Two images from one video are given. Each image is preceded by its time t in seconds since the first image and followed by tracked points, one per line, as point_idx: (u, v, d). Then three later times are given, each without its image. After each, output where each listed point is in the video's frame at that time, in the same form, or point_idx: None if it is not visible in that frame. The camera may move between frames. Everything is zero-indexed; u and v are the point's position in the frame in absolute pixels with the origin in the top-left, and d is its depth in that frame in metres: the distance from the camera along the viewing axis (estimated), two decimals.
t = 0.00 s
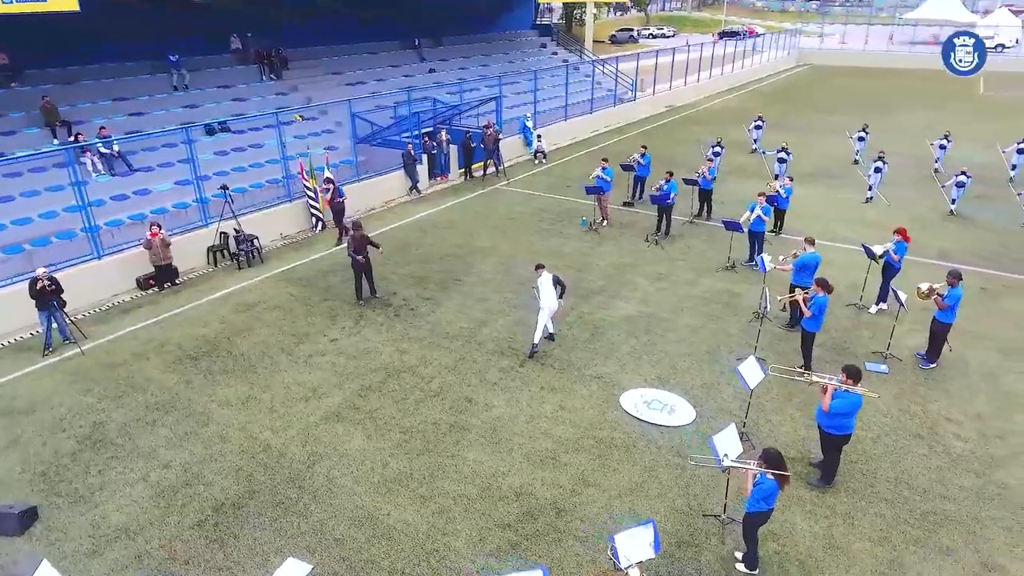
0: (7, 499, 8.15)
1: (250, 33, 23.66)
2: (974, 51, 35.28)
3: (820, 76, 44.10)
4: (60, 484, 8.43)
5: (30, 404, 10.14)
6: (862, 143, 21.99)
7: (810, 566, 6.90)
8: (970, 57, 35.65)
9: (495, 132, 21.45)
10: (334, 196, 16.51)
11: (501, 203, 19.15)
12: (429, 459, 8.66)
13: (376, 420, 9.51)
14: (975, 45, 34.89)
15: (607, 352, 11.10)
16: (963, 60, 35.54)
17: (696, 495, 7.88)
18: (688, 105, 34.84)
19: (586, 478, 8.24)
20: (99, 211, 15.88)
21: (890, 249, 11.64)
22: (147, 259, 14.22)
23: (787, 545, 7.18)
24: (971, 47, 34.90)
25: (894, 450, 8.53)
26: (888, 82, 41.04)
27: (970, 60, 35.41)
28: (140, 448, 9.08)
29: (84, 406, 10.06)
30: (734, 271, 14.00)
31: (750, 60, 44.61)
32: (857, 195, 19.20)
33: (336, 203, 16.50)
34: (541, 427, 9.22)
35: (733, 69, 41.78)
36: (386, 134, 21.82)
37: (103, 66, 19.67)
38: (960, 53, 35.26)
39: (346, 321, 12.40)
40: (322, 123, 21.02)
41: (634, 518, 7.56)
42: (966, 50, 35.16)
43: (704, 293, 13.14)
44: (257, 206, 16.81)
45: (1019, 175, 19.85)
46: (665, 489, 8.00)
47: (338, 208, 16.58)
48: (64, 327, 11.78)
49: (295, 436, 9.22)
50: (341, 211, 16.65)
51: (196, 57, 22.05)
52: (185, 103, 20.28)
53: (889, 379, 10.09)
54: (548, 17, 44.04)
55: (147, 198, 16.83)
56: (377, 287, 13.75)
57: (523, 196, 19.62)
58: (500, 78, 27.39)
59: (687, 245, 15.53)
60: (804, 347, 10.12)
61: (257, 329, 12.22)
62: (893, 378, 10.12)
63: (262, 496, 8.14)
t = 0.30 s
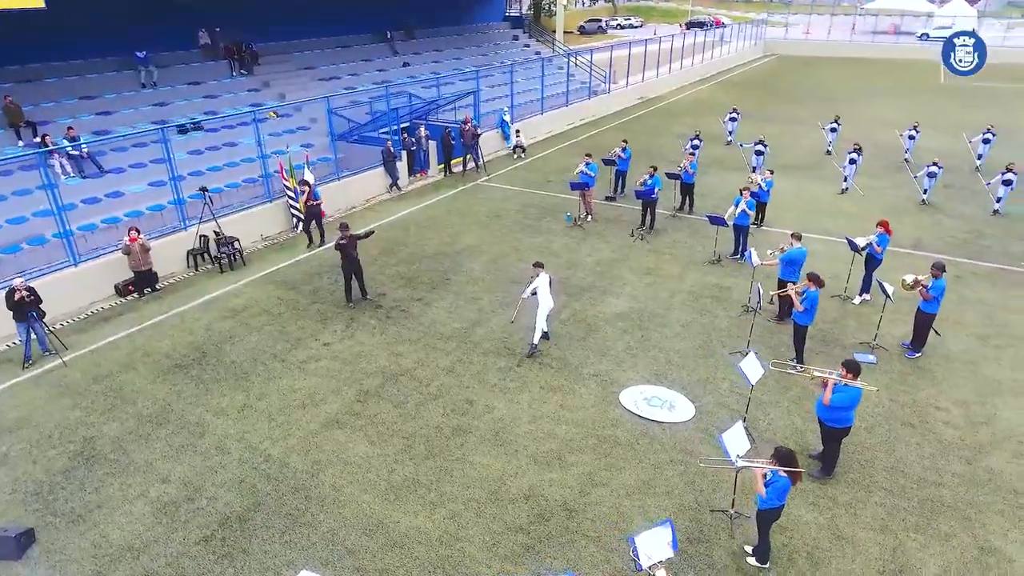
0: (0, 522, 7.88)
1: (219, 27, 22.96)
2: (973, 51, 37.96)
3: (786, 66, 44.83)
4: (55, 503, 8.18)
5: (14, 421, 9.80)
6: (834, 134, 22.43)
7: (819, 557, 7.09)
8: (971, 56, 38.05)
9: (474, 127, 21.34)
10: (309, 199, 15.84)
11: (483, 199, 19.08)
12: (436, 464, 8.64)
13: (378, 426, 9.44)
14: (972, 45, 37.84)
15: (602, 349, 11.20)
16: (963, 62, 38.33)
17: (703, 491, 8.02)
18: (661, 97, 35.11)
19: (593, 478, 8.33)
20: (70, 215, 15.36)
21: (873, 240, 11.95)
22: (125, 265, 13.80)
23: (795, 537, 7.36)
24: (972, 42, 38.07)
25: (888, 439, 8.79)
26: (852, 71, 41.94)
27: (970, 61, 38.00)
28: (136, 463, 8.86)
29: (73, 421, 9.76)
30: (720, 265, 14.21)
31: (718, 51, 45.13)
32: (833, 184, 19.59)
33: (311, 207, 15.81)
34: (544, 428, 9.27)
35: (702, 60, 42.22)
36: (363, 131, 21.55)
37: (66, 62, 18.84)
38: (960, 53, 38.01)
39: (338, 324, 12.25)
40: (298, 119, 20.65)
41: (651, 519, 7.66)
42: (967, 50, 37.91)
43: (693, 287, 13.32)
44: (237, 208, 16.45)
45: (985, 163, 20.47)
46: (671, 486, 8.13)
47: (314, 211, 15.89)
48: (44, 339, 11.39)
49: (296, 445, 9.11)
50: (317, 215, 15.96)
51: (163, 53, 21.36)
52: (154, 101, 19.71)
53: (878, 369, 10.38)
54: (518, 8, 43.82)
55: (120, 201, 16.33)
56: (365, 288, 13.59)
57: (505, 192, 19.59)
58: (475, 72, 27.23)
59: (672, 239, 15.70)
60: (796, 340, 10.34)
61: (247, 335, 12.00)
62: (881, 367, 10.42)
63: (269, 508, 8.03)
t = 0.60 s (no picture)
0: None
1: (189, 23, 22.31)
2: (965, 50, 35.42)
3: (755, 58, 45.44)
4: (55, 524, 7.99)
5: (3, 439, 9.50)
6: (808, 126, 22.86)
7: (826, 548, 7.32)
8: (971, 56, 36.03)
9: (454, 124, 21.22)
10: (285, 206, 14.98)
11: (467, 197, 19.02)
12: (445, 468, 8.65)
13: (382, 432, 9.40)
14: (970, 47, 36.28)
15: (600, 347, 11.30)
16: (963, 62, 36.06)
17: (710, 487, 8.19)
18: (635, 90, 35.31)
19: (602, 477, 8.44)
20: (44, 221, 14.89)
21: (858, 234, 12.28)
22: (106, 273, 13.43)
23: (802, 529, 7.57)
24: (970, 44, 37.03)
25: (882, 429, 9.08)
26: (819, 62, 42.75)
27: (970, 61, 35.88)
28: (137, 479, 8.69)
29: (66, 438, 9.52)
30: (708, 260, 14.43)
31: (688, 43, 45.51)
32: (810, 176, 19.98)
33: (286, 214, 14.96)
34: (549, 429, 9.33)
35: (673, 52, 42.55)
36: (342, 129, 21.29)
37: (31, 61, 18.15)
38: (960, 54, 36.19)
39: (331, 329, 12.13)
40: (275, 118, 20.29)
41: (669, 517, 7.76)
42: (966, 51, 36.13)
43: (683, 282, 13.51)
44: (218, 211, 16.12)
45: (954, 154, 21.07)
46: (680, 483, 8.29)
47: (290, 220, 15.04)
48: (27, 352, 11.05)
49: (301, 454, 9.03)
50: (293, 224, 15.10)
51: (132, 50, 20.74)
52: (125, 101, 19.18)
53: (867, 360, 10.70)
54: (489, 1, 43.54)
55: (95, 205, 15.88)
56: (356, 290, 13.46)
57: (489, 190, 19.55)
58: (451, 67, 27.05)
59: (659, 235, 15.88)
60: (789, 334, 10.59)
61: (239, 343, 11.81)
62: (871, 358, 10.72)
63: (279, 520, 7.96)
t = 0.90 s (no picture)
0: (5, 569, 7.48)
1: (160, 20, 21.69)
2: (980, 49, 26.97)
3: (725, 50, 45.93)
4: (61, 543, 7.82)
5: None
6: (785, 119, 23.23)
7: (834, 539, 7.56)
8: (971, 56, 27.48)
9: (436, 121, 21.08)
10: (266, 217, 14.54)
11: (453, 195, 18.93)
12: (456, 473, 8.69)
13: (388, 438, 9.38)
14: (977, 44, 26.53)
15: (599, 345, 11.42)
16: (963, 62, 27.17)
17: (718, 482, 8.38)
18: (610, 83, 35.44)
19: (612, 476, 8.55)
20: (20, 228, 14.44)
21: (843, 228, 12.59)
22: (89, 281, 13.07)
23: (810, 521, 7.80)
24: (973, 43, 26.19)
25: (877, 419, 9.37)
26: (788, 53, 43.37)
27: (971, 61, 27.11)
28: (142, 493, 8.54)
29: (62, 453, 9.29)
30: (696, 256, 14.65)
31: (660, 34, 45.81)
32: (789, 169, 20.32)
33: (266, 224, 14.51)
34: (556, 429, 9.41)
35: (646, 44, 42.80)
36: (322, 127, 21.00)
37: None
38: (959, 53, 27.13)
39: (327, 334, 12.02)
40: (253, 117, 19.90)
41: (690, 516, 7.87)
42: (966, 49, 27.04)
43: (675, 278, 13.69)
44: (201, 214, 15.81)
45: (925, 145, 21.61)
46: (688, 479, 8.45)
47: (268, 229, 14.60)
48: (13, 366, 10.74)
49: (308, 463, 8.96)
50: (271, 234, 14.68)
51: (101, 48, 20.11)
52: (97, 101, 18.65)
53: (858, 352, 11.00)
54: None
55: (73, 210, 15.45)
56: (349, 294, 13.34)
57: (474, 188, 19.49)
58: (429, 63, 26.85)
59: (647, 231, 16.05)
60: (783, 329, 10.83)
61: (234, 350, 11.64)
62: (861, 351, 11.03)
63: (293, 531, 7.91)
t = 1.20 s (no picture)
0: None
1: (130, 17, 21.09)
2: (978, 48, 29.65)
3: (697, 42, 46.42)
4: (70, 564, 7.67)
5: None
6: (762, 113, 23.60)
7: (842, 529, 7.80)
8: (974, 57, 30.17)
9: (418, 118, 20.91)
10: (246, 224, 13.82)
11: (439, 194, 18.86)
12: (468, 477, 8.73)
13: (397, 444, 9.37)
14: (977, 44, 29.24)
15: (598, 344, 11.55)
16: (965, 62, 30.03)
17: (726, 478, 8.57)
18: (587, 77, 35.51)
19: (623, 475, 8.68)
20: None
21: (830, 222, 12.91)
22: (74, 290, 12.75)
23: (818, 513, 8.03)
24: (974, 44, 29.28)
25: (873, 410, 9.67)
26: (758, 46, 44.00)
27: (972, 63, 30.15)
28: (150, 509, 8.40)
29: (62, 471, 9.08)
30: (686, 252, 14.88)
31: (633, 27, 46.07)
32: (769, 162, 20.68)
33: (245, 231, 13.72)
34: (563, 429, 9.51)
35: (619, 36, 42.99)
36: (302, 126, 20.67)
37: None
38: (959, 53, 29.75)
39: (325, 339, 11.93)
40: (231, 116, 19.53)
41: (712, 514, 8.02)
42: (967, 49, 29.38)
43: (668, 275, 13.89)
44: (185, 219, 15.48)
45: (898, 137, 22.16)
46: (697, 475, 8.63)
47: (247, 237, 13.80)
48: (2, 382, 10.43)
49: (318, 473, 8.91)
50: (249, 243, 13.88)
51: (70, 46, 19.46)
52: (68, 102, 18.08)
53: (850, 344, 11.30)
54: None
55: (50, 217, 14.99)
56: (344, 297, 13.23)
57: (459, 186, 19.44)
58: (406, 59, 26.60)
59: (636, 227, 16.23)
60: (779, 323, 11.08)
61: (231, 359, 11.49)
62: (852, 343, 11.34)
63: (309, 542, 7.88)
